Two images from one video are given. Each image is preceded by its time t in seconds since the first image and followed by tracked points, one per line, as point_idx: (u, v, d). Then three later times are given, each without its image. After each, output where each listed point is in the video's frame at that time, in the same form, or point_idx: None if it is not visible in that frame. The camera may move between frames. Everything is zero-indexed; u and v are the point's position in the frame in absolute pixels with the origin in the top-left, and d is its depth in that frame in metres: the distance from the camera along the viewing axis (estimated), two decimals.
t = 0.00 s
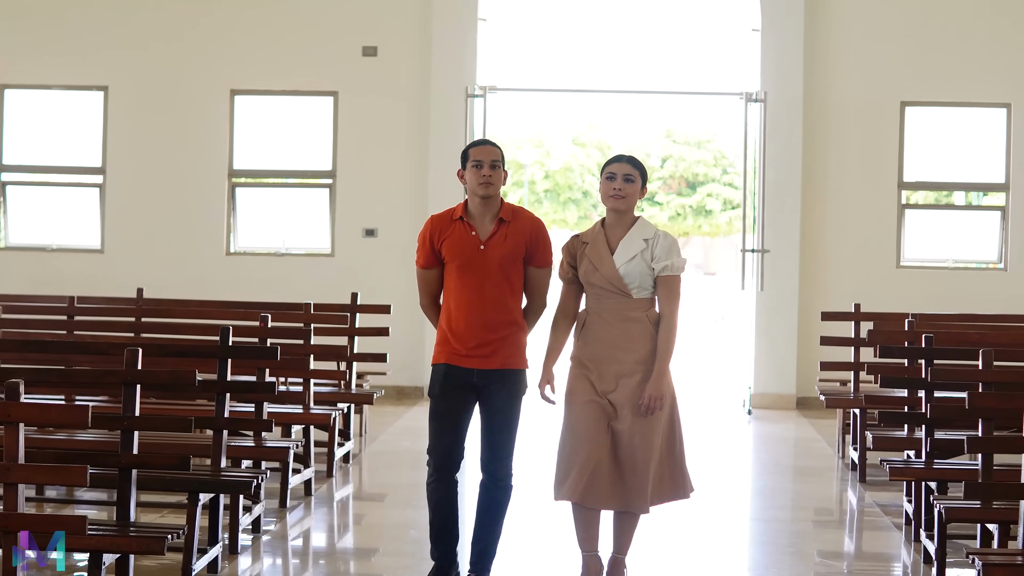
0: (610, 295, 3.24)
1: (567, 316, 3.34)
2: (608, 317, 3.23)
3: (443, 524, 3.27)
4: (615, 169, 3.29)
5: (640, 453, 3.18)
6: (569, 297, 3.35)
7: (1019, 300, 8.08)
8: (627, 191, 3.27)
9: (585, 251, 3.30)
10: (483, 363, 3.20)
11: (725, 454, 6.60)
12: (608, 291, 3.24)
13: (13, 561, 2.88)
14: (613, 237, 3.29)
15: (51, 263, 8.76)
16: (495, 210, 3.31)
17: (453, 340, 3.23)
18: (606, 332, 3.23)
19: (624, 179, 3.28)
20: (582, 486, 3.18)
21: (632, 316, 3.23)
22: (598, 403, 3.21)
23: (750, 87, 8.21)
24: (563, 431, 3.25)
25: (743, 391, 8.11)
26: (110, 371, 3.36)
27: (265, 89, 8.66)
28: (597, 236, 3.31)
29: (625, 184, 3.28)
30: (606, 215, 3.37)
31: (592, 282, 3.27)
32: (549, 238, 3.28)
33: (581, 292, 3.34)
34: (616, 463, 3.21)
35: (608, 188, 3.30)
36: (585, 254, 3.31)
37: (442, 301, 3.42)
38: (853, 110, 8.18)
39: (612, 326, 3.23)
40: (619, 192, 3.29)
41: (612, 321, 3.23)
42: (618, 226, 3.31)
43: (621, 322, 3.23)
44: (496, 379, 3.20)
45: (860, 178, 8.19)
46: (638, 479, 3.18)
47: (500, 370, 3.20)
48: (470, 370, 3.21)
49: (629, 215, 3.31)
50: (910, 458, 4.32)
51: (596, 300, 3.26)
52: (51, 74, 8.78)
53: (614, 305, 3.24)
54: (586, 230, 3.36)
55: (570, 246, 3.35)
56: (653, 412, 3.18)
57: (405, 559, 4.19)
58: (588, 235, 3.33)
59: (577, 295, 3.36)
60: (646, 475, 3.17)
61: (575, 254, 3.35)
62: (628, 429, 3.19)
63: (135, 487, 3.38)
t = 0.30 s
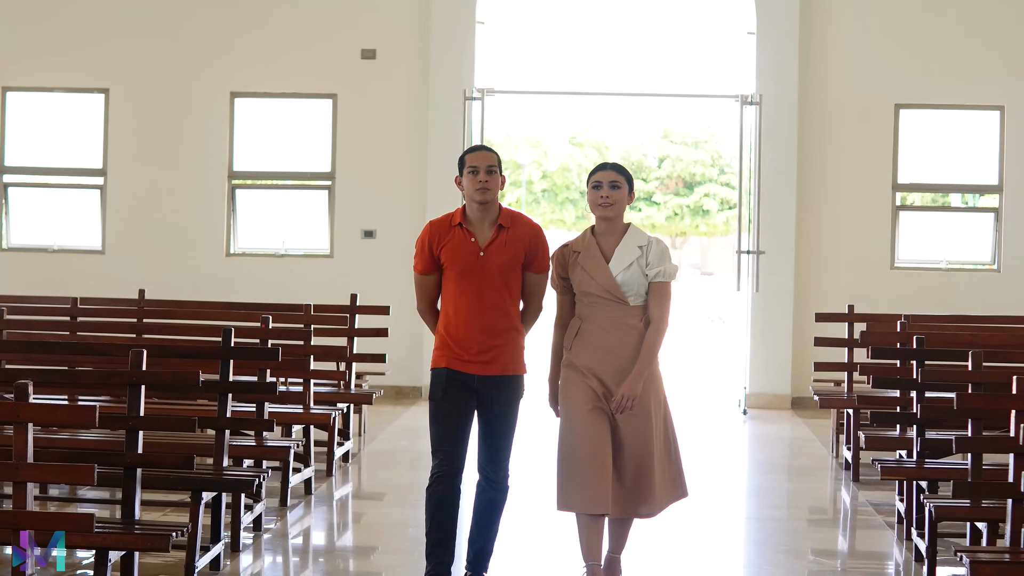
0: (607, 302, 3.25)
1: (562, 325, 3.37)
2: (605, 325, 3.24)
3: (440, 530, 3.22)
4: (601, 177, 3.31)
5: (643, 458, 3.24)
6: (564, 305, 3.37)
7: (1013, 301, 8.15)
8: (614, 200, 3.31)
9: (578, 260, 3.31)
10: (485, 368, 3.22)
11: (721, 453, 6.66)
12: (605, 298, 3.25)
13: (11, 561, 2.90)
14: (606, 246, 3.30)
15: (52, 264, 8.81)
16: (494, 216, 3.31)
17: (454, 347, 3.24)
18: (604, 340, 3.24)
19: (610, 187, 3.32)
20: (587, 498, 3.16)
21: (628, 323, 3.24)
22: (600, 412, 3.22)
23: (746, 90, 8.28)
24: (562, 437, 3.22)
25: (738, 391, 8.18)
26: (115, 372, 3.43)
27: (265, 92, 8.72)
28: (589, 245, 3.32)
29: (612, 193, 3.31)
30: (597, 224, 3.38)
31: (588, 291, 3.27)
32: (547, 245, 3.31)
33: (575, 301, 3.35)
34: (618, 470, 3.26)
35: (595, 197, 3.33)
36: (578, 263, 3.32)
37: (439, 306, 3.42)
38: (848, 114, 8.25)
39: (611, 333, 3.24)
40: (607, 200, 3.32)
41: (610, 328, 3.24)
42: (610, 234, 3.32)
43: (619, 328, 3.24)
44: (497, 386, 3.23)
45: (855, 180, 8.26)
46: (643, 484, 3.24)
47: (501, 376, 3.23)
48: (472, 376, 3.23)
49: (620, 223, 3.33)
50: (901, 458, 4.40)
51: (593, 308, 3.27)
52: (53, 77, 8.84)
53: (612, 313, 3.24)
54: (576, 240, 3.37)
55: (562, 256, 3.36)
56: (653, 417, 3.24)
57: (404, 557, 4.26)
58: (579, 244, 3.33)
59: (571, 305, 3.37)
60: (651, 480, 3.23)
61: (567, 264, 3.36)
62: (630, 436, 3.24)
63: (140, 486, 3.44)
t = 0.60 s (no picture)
0: (599, 304, 3.22)
1: (546, 329, 3.34)
2: (596, 327, 3.21)
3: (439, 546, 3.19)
4: (579, 180, 3.26)
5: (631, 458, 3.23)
6: (549, 312, 3.34)
7: (1001, 302, 8.24)
8: (596, 201, 3.26)
9: (567, 264, 3.27)
10: (478, 377, 3.20)
11: (713, 454, 6.74)
12: (598, 300, 3.22)
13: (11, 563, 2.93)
14: (594, 248, 3.29)
15: (49, 268, 8.86)
16: (477, 222, 3.30)
17: (445, 357, 3.20)
18: (597, 343, 3.20)
19: (590, 189, 3.26)
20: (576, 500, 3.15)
21: (620, 325, 3.22)
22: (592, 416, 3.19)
23: (737, 94, 8.36)
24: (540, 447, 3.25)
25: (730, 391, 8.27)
26: (116, 375, 3.48)
27: (260, 96, 8.78)
28: (576, 249, 3.29)
29: (594, 194, 3.27)
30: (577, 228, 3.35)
31: (580, 293, 3.24)
32: (533, 250, 3.33)
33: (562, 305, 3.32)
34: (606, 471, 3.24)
35: (576, 201, 3.28)
36: (566, 267, 3.28)
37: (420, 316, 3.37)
38: (838, 117, 8.34)
39: (604, 336, 3.20)
40: (587, 202, 3.28)
41: (604, 331, 3.21)
42: (595, 235, 3.30)
43: (612, 332, 3.21)
44: (490, 395, 3.22)
45: (845, 183, 8.35)
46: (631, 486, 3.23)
47: (493, 384, 3.22)
48: (464, 385, 3.20)
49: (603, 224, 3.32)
50: (888, 457, 4.47)
51: (585, 311, 3.23)
52: (49, 81, 8.89)
53: (604, 314, 3.21)
54: (559, 245, 3.33)
55: (548, 262, 3.31)
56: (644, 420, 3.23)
57: (398, 557, 4.31)
58: (565, 249, 3.30)
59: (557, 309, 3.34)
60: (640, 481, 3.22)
61: (553, 269, 3.31)
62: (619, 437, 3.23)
63: (140, 487, 3.49)
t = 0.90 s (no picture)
0: (593, 302, 3.26)
1: (535, 326, 3.25)
2: (590, 325, 3.25)
3: (429, 540, 3.21)
4: (566, 178, 3.29)
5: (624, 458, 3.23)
6: (537, 308, 3.25)
7: (990, 303, 8.32)
8: (583, 199, 3.30)
9: (561, 260, 3.29)
10: (460, 375, 3.19)
11: (703, 452, 6.80)
12: (593, 297, 3.26)
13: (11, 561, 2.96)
14: (584, 243, 3.34)
15: (44, 266, 8.89)
16: (456, 219, 3.29)
17: (426, 356, 3.20)
18: (589, 340, 3.25)
19: (576, 187, 3.31)
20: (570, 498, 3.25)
21: (613, 322, 3.27)
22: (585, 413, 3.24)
23: (729, 95, 8.42)
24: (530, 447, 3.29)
25: (721, 390, 8.33)
26: (113, 372, 3.54)
27: (255, 96, 8.82)
28: (567, 244, 3.32)
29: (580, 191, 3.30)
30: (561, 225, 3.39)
31: (575, 290, 3.27)
32: (512, 245, 3.32)
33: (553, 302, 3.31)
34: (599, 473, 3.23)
35: (562, 198, 3.32)
36: (558, 263, 3.30)
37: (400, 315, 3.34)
38: (829, 119, 8.41)
39: (596, 333, 3.25)
40: (573, 200, 3.32)
41: (596, 328, 3.25)
42: (584, 231, 3.35)
43: (604, 329, 3.26)
44: (474, 393, 3.21)
45: (836, 184, 8.42)
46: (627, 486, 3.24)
47: (476, 381, 3.21)
48: (445, 383, 3.20)
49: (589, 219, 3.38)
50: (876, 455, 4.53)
51: (578, 308, 3.26)
52: (45, 81, 8.92)
53: (599, 311, 3.26)
54: (547, 241, 3.34)
55: (540, 258, 3.31)
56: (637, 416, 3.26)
57: (392, 554, 4.36)
58: (556, 245, 3.32)
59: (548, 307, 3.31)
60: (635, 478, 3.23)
61: (545, 265, 3.31)
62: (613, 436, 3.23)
63: (136, 482, 3.53)
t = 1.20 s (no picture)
0: (589, 307, 3.22)
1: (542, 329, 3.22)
2: (584, 329, 3.21)
3: (424, 538, 3.26)
4: (565, 186, 3.23)
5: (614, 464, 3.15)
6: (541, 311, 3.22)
7: (981, 302, 8.40)
8: (584, 208, 3.24)
9: (560, 264, 3.23)
10: (445, 373, 3.17)
11: (697, 450, 6.86)
12: (589, 302, 3.21)
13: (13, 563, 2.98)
14: (586, 249, 3.27)
15: (41, 267, 8.92)
16: (444, 218, 3.28)
17: (411, 355, 3.19)
18: (583, 345, 3.21)
19: (577, 195, 3.24)
20: (562, 502, 3.24)
21: (610, 327, 3.23)
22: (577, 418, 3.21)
23: (722, 96, 8.48)
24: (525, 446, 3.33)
25: (714, 389, 8.39)
26: (113, 369, 3.59)
27: (251, 97, 8.86)
28: (567, 248, 3.25)
29: (581, 198, 3.24)
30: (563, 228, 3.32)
31: (571, 294, 3.21)
32: (501, 243, 3.29)
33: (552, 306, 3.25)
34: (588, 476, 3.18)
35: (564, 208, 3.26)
36: (558, 266, 3.24)
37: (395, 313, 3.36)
38: (822, 120, 8.47)
39: (590, 338, 3.21)
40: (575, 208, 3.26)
41: (592, 333, 3.21)
42: (587, 237, 3.28)
43: (599, 334, 3.22)
44: (457, 391, 3.18)
45: (828, 184, 8.48)
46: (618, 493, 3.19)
47: (461, 380, 3.18)
48: (430, 382, 3.18)
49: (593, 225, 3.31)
50: (867, 451, 4.59)
51: (574, 312, 3.22)
52: (42, 82, 8.96)
53: (594, 317, 3.22)
54: (549, 242, 3.28)
55: (539, 260, 3.25)
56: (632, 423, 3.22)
57: (389, 551, 4.40)
58: (556, 248, 3.25)
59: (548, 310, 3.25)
60: (623, 487, 3.14)
61: (544, 267, 3.25)
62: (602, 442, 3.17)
63: (136, 479, 3.58)
